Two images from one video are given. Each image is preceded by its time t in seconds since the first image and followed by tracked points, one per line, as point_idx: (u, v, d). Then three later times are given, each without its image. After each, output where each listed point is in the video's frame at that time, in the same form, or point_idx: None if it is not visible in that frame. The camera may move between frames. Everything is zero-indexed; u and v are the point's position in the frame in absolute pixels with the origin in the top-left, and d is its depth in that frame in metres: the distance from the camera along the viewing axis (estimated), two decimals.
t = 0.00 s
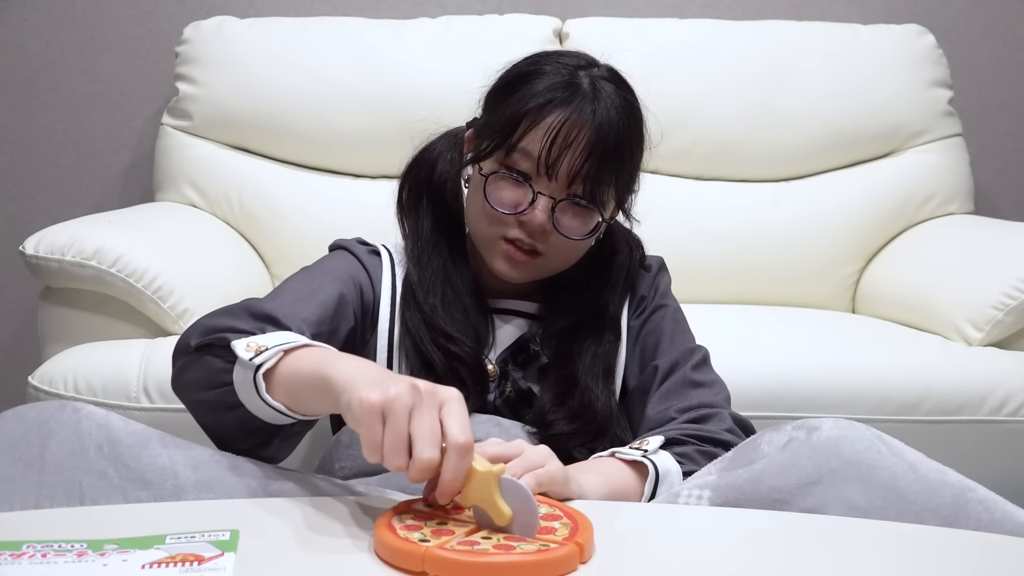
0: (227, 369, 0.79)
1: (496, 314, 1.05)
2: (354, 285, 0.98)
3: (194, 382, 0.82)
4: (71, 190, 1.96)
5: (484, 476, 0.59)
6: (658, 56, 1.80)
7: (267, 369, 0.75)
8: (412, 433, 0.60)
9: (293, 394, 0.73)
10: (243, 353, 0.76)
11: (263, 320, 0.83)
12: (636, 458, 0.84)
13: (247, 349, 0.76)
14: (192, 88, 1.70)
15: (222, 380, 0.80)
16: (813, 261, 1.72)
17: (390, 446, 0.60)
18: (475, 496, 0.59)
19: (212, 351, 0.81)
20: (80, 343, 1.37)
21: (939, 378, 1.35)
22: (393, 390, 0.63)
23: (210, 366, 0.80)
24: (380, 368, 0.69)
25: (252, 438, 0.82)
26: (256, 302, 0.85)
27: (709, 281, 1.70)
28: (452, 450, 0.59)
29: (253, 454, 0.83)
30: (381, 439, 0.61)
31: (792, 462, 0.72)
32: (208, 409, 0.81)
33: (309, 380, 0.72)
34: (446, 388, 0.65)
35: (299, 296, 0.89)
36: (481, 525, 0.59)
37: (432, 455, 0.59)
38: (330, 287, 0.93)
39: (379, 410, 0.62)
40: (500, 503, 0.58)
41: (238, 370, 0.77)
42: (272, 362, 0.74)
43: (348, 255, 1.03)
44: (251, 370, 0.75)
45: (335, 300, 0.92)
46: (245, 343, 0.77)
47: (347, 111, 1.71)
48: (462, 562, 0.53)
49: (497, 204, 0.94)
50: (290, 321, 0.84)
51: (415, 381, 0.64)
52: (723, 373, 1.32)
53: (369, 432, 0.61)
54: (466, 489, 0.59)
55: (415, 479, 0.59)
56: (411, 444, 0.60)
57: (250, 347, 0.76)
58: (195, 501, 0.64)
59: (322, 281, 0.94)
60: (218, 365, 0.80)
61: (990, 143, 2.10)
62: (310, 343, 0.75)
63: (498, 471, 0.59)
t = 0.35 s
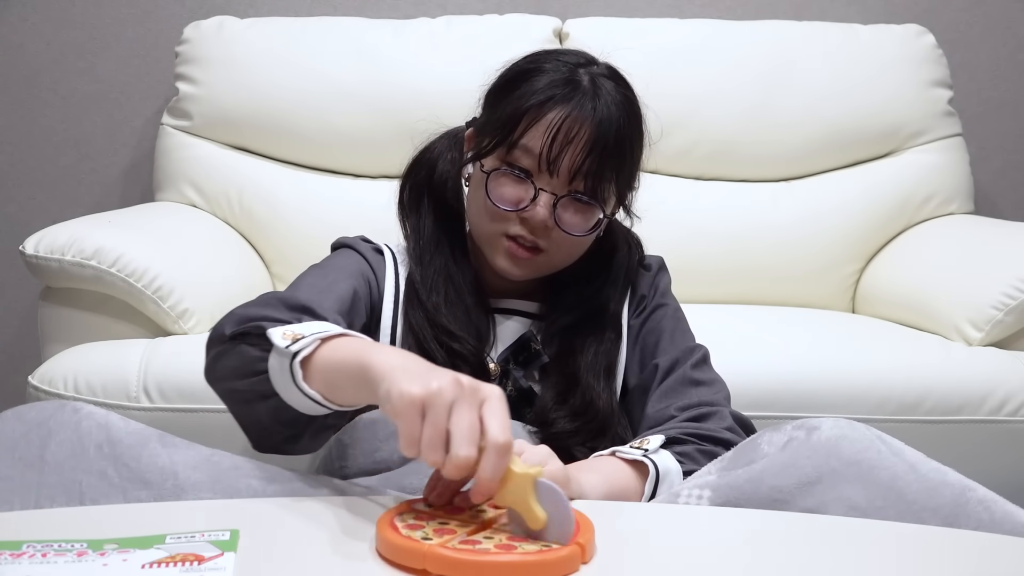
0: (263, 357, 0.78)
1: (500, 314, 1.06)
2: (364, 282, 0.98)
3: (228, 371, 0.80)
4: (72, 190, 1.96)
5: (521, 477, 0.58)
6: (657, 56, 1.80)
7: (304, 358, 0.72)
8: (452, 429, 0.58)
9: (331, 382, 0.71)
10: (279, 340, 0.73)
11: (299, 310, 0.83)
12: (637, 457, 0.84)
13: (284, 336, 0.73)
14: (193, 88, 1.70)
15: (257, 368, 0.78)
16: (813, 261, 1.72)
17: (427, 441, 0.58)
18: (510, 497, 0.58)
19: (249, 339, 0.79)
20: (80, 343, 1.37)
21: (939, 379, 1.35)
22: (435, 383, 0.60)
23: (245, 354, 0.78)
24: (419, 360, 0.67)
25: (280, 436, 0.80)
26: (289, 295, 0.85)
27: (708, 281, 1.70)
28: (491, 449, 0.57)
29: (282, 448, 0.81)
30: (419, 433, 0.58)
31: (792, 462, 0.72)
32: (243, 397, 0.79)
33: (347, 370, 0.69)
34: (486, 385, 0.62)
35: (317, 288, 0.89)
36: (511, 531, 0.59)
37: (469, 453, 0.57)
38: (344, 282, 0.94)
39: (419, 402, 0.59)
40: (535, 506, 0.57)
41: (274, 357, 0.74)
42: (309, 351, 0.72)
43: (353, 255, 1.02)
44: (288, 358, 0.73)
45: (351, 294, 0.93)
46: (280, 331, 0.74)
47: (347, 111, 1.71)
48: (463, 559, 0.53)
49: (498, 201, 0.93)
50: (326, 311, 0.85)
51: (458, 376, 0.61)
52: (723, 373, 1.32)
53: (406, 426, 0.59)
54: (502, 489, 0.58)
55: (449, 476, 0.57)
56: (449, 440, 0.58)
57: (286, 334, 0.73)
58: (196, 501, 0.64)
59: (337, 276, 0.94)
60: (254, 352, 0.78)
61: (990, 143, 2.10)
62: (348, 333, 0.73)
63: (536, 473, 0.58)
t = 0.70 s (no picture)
0: (324, 368, 0.77)
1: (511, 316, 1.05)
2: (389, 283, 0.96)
3: (288, 377, 0.80)
4: (72, 190, 1.96)
5: (597, 497, 0.56)
6: (656, 56, 1.80)
7: (366, 372, 0.72)
8: (523, 453, 0.57)
9: (393, 402, 0.71)
10: (342, 352, 0.73)
11: (361, 319, 0.81)
12: (637, 457, 0.84)
13: (347, 348, 0.73)
14: (193, 88, 1.71)
15: (317, 378, 0.78)
16: (813, 261, 1.72)
17: (500, 466, 0.57)
18: (589, 520, 0.56)
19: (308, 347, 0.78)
20: (79, 343, 1.37)
21: (939, 379, 1.35)
22: (507, 407, 0.59)
23: (305, 362, 0.78)
24: (485, 382, 0.67)
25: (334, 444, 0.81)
26: (348, 301, 0.82)
27: (708, 281, 1.70)
28: (567, 471, 0.56)
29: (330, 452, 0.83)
30: (491, 459, 0.58)
31: (792, 462, 0.72)
32: (302, 404, 0.80)
33: (410, 391, 0.69)
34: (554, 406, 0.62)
35: (355, 291, 0.88)
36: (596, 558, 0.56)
37: (543, 477, 0.56)
38: (373, 282, 0.93)
39: (490, 428, 0.58)
40: (618, 529, 0.54)
41: (335, 367, 0.74)
42: (371, 365, 0.72)
43: (373, 253, 0.99)
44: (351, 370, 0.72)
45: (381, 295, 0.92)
46: (344, 342, 0.74)
47: (347, 111, 1.71)
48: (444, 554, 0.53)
49: (509, 204, 0.93)
50: (388, 321, 0.83)
51: (526, 398, 0.61)
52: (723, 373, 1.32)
53: (477, 452, 0.58)
54: (581, 511, 0.56)
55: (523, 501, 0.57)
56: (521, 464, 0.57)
57: (349, 346, 0.73)
58: (196, 502, 0.64)
59: (366, 276, 0.93)
60: (314, 362, 0.78)
61: (990, 143, 2.10)
62: (411, 348, 0.73)
63: (614, 491, 0.55)
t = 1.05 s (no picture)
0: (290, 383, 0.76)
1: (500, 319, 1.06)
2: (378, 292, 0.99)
3: (266, 392, 0.80)
4: (72, 190, 1.96)
5: (523, 511, 0.49)
6: (657, 56, 1.80)
7: (321, 386, 0.69)
8: (447, 462, 0.51)
9: (343, 412, 0.67)
10: (299, 366, 0.71)
11: (334, 331, 0.81)
12: (656, 448, 0.85)
13: (305, 362, 0.71)
14: (193, 88, 1.71)
15: (286, 393, 0.77)
16: (813, 261, 1.72)
17: (422, 477, 0.51)
18: (515, 534, 0.50)
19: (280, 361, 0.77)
20: (80, 343, 1.37)
21: (939, 379, 1.35)
22: (432, 416, 0.53)
23: (275, 377, 0.77)
24: (426, 392, 0.61)
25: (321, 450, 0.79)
26: (328, 313, 0.83)
27: (708, 281, 1.70)
28: (495, 480, 0.49)
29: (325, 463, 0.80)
30: (414, 469, 0.52)
31: (793, 462, 0.72)
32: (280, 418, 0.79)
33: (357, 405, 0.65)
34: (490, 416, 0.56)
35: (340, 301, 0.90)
36: None
37: (468, 486, 0.49)
38: (362, 291, 0.95)
39: (414, 436, 0.52)
40: (539, 541, 0.49)
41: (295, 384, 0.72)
42: (326, 378, 0.69)
43: (360, 263, 1.01)
44: (307, 385, 0.70)
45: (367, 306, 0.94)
46: (303, 355, 0.72)
47: (347, 111, 1.71)
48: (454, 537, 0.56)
49: (487, 186, 0.94)
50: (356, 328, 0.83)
51: (458, 405, 0.55)
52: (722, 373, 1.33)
53: (400, 463, 0.52)
54: (507, 525, 0.50)
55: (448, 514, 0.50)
56: (445, 475, 0.51)
57: (309, 359, 0.71)
58: (196, 502, 0.64)
59: (356, 286, 0.95)
60: (281, 377, 0.77)
61: (990, 143, 2.10)
62: (368, 359, 0.70)
63: (540, 504, 0.49)
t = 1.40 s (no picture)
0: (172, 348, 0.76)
1: (487, 317, 1.08)
2: (343, 290, 1.03)
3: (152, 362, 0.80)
4: (72, 190, 1.96)
5: (356, 480, 0.55)
6: (658, 56, 1.80)
7: (194, 347, 0.72)
8: (290, 425, 0.57)
9: (212, 372, 0.71)
10: (178, 329, 0.73)
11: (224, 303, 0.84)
12: (666, 447, 0.85)
13: (183, 326, 0.74)
14: (192, 88, 1.71)
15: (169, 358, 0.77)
16: (813, 261, 1.72)
17: (266, 436, 0.57)
18: (346, 501, 0.55)
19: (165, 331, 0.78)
20: (80, 343, 1.37)
21: (939, 379, 1.35)
22: (278, 379, 0.60)
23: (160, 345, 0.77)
24: (286, 355, 0.66)
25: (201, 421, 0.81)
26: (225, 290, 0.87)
27: (708, 281, 1.70)
28: (330, 447, 0.55)
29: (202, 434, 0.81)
30: (259, 427, 0.58)
31: (794, 462, 0.72)
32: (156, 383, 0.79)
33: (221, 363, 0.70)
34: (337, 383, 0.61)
35: (287, 295, 0.94)
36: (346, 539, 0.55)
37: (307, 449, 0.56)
38: (317, 287, 0.99)
39: (259, 398, 0.59)
40: (366, 511, 0.54)
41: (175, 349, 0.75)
42: (199, 340, 0.72)
43: (337, 265, 1.07)
44: (183, 347, 0.73)
45: (322, 300, 0.98)
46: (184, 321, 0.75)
47: (347, 111, 1.71)
48: (455, 530, 0.56)
49: (464, 190, 0.96)
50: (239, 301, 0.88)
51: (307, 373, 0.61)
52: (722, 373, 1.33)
53: (246, 420, 0.58)
54: (343, 492, 0.55)
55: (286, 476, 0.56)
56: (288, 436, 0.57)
57: (186, 324, 0.74)
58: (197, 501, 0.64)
59: (311, 282, 1.00)
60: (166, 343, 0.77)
61: (990, 143, 2.10)
62: (240, 325, 0.73)
63: (371, 476, 0.55)
